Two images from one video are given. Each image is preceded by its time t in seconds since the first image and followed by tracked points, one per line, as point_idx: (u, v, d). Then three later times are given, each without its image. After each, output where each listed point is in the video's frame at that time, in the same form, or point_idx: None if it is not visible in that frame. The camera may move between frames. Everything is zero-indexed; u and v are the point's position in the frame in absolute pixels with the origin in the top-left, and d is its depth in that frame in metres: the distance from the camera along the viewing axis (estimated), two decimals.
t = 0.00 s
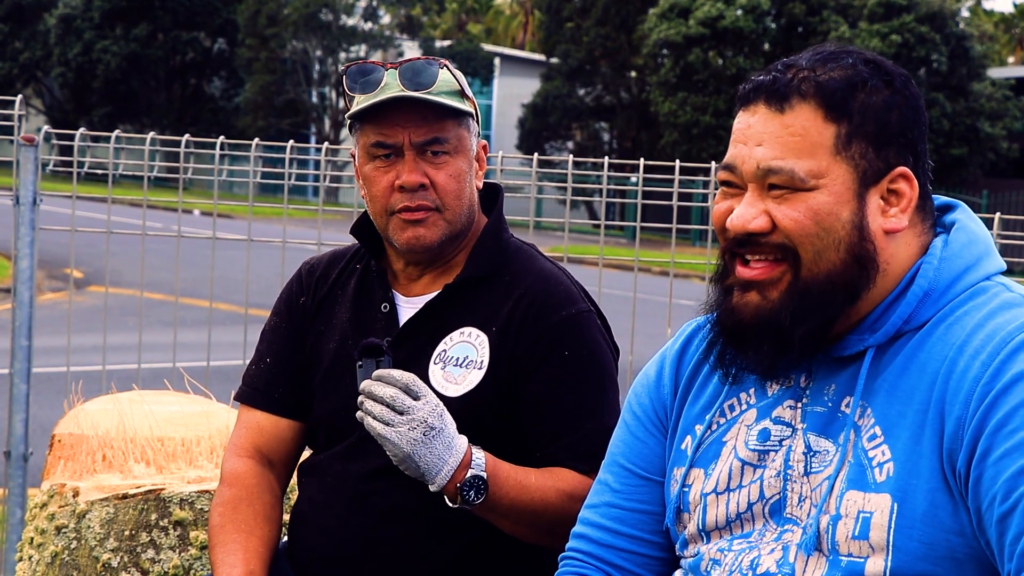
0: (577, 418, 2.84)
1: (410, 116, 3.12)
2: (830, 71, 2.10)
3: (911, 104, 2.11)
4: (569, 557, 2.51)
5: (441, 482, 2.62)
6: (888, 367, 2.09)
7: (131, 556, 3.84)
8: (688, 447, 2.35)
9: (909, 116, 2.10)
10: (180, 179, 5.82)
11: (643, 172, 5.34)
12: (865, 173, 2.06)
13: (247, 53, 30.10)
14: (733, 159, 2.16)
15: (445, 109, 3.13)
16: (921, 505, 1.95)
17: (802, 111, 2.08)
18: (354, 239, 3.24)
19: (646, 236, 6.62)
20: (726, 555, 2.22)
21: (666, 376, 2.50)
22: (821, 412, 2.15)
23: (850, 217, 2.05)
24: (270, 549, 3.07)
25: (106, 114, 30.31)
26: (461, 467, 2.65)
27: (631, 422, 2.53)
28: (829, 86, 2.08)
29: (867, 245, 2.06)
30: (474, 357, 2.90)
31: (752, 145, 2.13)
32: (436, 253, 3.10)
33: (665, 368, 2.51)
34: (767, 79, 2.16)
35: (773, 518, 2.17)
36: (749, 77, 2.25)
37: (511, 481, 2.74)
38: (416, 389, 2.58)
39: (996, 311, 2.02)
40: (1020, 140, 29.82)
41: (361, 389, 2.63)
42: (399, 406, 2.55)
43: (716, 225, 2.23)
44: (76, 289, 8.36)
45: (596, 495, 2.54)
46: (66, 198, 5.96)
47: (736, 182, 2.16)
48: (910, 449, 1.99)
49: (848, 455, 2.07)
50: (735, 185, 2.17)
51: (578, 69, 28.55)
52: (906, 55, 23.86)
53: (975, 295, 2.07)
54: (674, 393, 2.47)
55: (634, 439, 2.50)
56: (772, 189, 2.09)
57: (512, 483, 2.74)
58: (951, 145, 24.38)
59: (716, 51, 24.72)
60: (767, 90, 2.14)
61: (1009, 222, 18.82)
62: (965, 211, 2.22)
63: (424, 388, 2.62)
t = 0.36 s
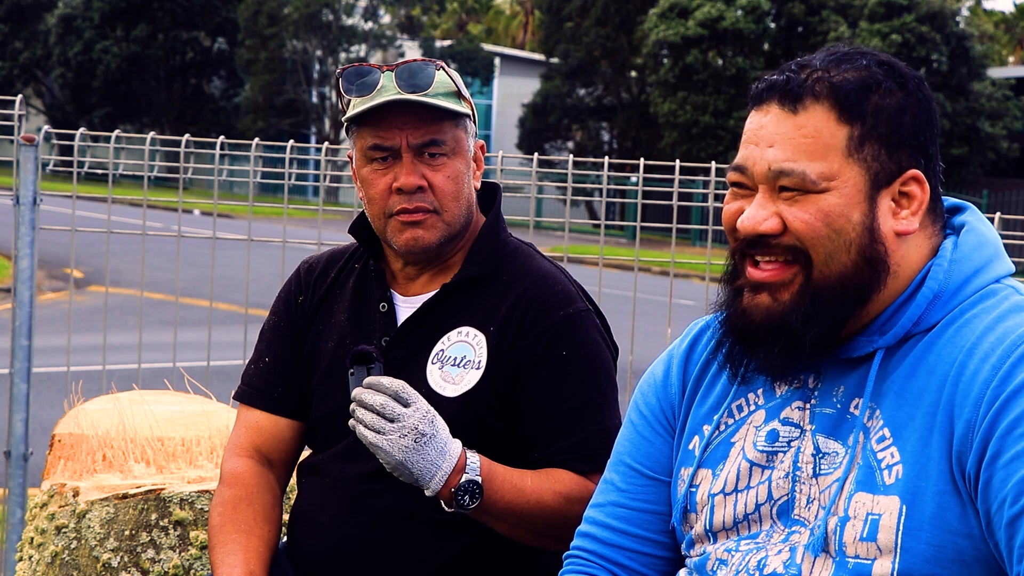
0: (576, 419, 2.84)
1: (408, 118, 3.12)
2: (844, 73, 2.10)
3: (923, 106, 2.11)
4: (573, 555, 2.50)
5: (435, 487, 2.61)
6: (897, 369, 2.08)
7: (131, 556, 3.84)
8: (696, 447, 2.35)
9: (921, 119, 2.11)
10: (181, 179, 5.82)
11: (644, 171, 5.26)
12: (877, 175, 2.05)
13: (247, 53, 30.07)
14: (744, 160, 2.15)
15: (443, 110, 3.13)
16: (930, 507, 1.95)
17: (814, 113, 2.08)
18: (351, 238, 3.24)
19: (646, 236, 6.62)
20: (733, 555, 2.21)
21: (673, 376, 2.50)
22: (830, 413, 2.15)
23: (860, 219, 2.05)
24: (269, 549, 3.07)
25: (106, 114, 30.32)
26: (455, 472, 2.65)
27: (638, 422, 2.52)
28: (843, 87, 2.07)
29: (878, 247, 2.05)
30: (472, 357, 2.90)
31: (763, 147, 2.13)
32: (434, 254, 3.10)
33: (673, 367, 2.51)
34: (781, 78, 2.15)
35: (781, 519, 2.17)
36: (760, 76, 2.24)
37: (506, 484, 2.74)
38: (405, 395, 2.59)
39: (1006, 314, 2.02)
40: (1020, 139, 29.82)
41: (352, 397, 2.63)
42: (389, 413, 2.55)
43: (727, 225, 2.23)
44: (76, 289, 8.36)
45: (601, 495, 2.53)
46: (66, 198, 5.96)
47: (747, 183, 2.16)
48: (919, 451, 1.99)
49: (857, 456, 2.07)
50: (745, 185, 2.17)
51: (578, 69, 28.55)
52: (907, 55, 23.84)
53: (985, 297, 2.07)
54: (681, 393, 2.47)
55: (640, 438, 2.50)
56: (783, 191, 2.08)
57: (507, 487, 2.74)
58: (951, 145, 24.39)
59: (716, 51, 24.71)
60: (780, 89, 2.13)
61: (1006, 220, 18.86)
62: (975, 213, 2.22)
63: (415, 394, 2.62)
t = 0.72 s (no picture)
0: (577, 419, 2.84)
1: (410, 119, 3.12)
2: (861, 70, 2.10)
3: (931, 104, 2.13)
4: (575, 555, 2.50)
5: (437, 486, 2.61)
6: (902, 368, 2.08)
7: (131, 556, 3.84)
8: (700, 447, 2.35)
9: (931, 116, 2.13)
10: (181, 178, 5.82)
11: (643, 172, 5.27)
12: (904, 169, 2.06)
13: (247, 53, 30.06)
14: (768, 164, 2.12)
15: (445, 112, 3.13)
16: (933, 506, 1.95)
17: (839, 111, 2.07)
18: (351, 240, 3.24)
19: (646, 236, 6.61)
20: (737, 554, 2.22)
21: (676, 376, 2.50)
22: (835, 413, 2.15)
23: (894, 214, 2.04)
24: (269, 549, 3.07)
25: (106, 113, 30.31)
26: (456, 472, 2.65)
27: (640, 421, 2.52)
28: (864, 84, 2.07)
29: (911, 240, 2.06)
30: (472, 357, 2.90)
31: (790, 148, 2.10)
32: (440, 258, 3.10)
33: (676, 368, 2.51)
34: (795, 80, 2.14)
35: (784, 518, 2.17)
36: (765, 79, 2.23)
37: (507, 484, 2.74)
38: (406, 395, 2.59)
39: (1009, 315, 2.02)
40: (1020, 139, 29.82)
41: (354, 397, 2.64)
42: (390, 413, 2.56)
43: (743, 234, 2.19)
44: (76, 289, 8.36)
45: (603, 494, 2.53)
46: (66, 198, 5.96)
47: (773, 186, 2.12)
48: (923, 450, 1.99)
49: (862, 456, 2.07)
50: (768, 189, 2.13)
51: (578, 68, 28.55)
52: (907, 55, 23.82)
53: (989, 297, 2.07)
54: (685, 393, 2.47)
55: (642, 438, 2.50)
56: (818, 191, 2.06)
57: (507, 486, 2.74)
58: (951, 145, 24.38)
59: (716, 51, 24.69)
60: (801, 91, 2.11)
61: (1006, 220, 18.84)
62: (979, 213, 2.23)
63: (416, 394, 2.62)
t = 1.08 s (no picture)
0: (576, 419, 2.84)
1: (407, 116, 3.12)
2: (869, 72, 2.10)
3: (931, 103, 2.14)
4: (577, 555, 2.50)
5: (435, 487, 2.61)
6: (905, 368, 2.08)
7: (131, 556, 3.84)
8: (702, 448, 2.35)
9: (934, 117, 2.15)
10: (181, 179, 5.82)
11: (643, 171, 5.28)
12: (914, 171, 2.08)
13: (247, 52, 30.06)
14: (784, 171, 2.11)
15: (443, 109, 3.13)
16: (936, 506, 1.95)
17: (853, 113, 2.06)
18: (351, 239, 3.25)
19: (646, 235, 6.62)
20: (739, 555, 2.22)
21: (678, 377, 2.50)
22: (838, 413, 2.15)
23: (912, 216, 2.06)
24: (268, 549, 3.07)
25: (106, 113, 30.31)
26: (455, 473, 2.65)
27: (643, 422, 2.52)
28: (874, 86, 2.07)
29: (927, 240, 2.09)
30: (471, 357, 2.90)
31: (807, 154, 2.09)
32: (433, 255, 3.10)
33: (678, 369, 2.51)
34: (802, 86, 2.12)
35: (787, 519, 2.17)
36: (765, 82, 2.23)
37: (506, 485, 2.74)
38: (405, 395, 2.59)
39: (1012, 316, 2.02)
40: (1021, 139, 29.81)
41: (353, 397, 2.64)
42: (389, 413, 2.56)
43: (757, 243, 2.18)
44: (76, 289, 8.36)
45: (605, 494, 2.53)
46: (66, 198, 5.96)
47: (790, 193, 2.10)
48: (926, 451, 1.99)
49: (864, 456, 2.07)
50: (785, 197, 2.12)
51: (578, 68, 28.54)
52: (907, 55, 23.81)
53: (994, 298, 2.07)
54: (686, 394, 2.47)
55: (645, 439, 2.50)
56: (838, 196, 2.06)
57: (507, 487, 2.74)
58: (951, 145, 24.36)
59: (716, 51, 24.68)
60: (811, 97, 2.10)
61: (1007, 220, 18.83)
62: (982, 214, 2.23)
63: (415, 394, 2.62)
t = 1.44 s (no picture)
0: (578, 420, 2.84)
1: (422, 113, 3.12)
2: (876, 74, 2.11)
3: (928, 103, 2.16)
4: (575, 555, 2.50)
5: (438, 487, 2.61)
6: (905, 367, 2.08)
7: (131, 556, 3.84)
8: (702, 449, 2.35)
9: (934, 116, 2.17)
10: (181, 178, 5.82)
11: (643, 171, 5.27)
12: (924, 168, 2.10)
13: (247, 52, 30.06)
14: (812, 176, 2.07)
15: (457, 105, 3.15)
16: (936, 505, 1.95)
17: (873, 114, 2.07)
18: (351, 240, 3.25)
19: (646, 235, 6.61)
20: (740, 555, 2.22)
21: (676, 378, 2.49)
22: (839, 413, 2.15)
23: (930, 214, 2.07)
24: (269, 549, 3.07)
25: (105, 113, 30.30)
26: (458, 473, 2.65)
27: (641, 423, 2.52)
28: (886, 88, 2.08)
29: (942, 235, 2.11)
30: (473, 358, 2.91)
31: (835, 156, 2.07)
32: (449, 253, 3.11)
33: (676, 370, 2.51)
34: (815, 90, 2.11)
35: (787, 518, 2.17)
36: (763, 86, 2.23)
37: (509, 485, 2.74)
38: (406, 396, 2.59)
39: (1013, 315, 2.02)
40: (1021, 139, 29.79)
41: (354, 398, 2.64)
42: (390, 414, 2.56)
43: (778, 251, 2.14)
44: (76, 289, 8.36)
45: (604, 495, 2.54)
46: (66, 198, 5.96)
47: (818, 198, 2.07)
48: (926, 450, 1.99)
49: (865, 454, 2.07)
50: (809, 203, 2.08)
51: (578, 68, 28.55)
52: (907, 54, 23.80)
53: (995, 297, 2.07)
54: (684, 395, 2.46)
55: (643, 440, 2.50)
56: (869, 197, 2.04)
57: (509, 488, 2.74)
58: (951, 145, 24.35)
59: (716, 51, 24.68)
60: (816, 98, 2.10)
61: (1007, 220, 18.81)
62: (980, 214, 2.23)
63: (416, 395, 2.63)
